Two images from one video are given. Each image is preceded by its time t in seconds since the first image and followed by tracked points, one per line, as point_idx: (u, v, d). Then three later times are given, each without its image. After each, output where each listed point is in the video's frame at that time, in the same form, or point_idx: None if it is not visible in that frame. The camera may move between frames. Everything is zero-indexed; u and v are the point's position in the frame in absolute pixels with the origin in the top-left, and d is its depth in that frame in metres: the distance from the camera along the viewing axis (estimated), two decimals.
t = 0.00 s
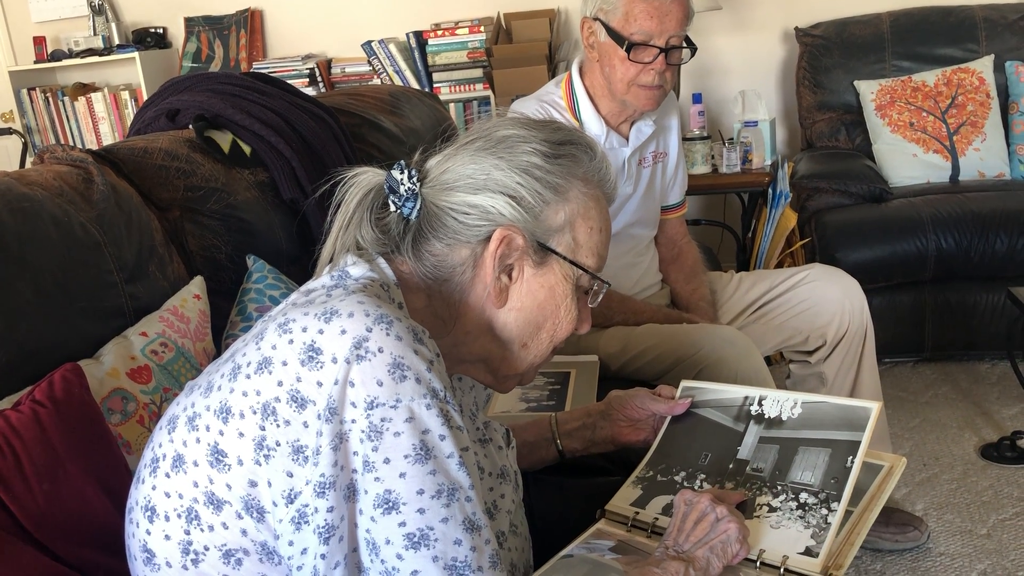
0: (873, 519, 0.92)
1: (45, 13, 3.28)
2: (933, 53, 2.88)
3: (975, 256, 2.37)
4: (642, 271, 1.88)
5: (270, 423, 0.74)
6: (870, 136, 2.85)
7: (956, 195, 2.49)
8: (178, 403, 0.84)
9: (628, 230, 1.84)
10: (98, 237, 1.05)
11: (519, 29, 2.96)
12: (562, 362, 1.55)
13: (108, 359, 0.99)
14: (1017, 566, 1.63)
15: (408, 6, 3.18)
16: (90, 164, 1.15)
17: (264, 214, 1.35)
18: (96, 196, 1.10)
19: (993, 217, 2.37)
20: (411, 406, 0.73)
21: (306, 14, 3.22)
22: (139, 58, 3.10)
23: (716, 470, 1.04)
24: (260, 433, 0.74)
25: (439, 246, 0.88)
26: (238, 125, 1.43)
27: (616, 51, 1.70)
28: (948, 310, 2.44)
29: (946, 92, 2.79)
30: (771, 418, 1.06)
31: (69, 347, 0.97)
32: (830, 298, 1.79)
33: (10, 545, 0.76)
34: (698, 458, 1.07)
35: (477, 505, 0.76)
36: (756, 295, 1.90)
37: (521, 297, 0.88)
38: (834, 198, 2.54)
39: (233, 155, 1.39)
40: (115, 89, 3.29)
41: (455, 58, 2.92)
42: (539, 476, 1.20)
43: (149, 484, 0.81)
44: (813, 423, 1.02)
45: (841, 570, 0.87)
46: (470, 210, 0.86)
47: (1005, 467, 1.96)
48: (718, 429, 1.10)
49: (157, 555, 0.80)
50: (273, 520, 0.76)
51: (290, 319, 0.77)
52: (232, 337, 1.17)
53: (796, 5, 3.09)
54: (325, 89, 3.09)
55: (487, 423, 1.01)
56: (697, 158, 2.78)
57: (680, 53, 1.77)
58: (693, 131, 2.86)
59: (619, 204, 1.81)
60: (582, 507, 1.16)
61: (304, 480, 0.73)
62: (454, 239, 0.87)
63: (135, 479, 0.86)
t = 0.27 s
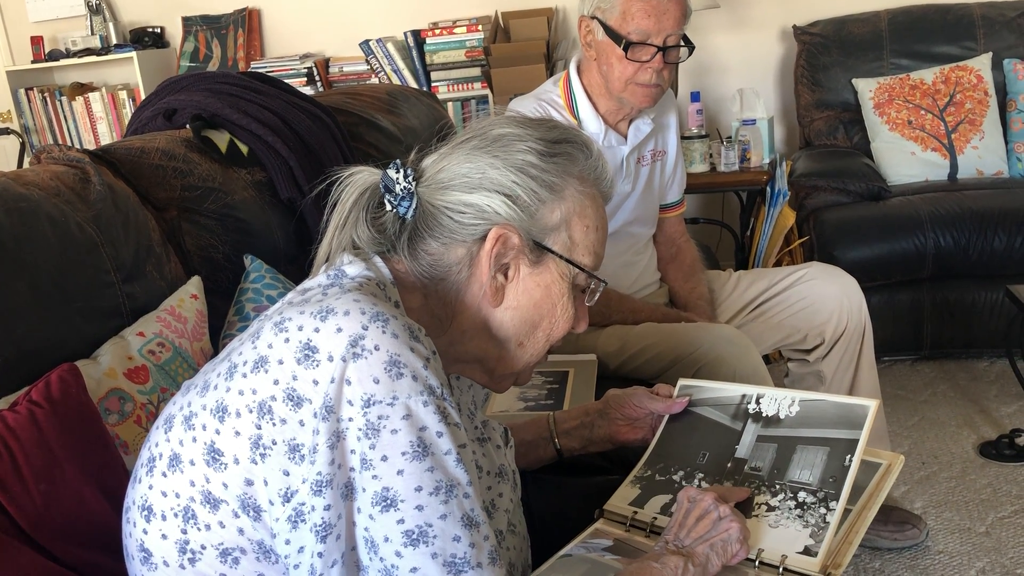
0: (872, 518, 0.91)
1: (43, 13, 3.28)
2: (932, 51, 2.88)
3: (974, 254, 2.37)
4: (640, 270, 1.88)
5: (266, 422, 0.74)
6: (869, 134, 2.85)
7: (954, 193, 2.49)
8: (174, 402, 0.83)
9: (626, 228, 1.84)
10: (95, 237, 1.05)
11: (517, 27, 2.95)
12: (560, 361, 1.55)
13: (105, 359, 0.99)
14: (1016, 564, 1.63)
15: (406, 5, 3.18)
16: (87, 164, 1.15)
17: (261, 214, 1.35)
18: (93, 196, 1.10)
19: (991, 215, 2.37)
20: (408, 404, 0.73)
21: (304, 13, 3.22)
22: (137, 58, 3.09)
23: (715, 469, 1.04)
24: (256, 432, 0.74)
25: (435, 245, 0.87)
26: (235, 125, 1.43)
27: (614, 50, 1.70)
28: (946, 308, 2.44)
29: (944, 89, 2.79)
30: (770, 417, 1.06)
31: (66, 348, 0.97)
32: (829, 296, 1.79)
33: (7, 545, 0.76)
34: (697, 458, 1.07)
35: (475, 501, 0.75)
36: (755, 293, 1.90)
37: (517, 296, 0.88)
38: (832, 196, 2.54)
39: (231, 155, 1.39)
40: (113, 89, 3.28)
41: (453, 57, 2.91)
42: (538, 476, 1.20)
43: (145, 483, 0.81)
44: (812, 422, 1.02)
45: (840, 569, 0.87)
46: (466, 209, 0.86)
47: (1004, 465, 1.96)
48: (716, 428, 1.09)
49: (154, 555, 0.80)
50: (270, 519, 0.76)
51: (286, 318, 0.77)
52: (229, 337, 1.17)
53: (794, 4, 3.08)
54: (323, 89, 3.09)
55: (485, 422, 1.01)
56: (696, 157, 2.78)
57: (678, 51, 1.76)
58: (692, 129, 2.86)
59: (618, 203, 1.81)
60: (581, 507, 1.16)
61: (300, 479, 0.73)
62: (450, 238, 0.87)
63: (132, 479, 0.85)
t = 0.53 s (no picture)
0: (872, 518, 0.91)
1: (42, 13, 3.28)
2: (931, 50, 2.88)
3: (973, 253, 2.37)
4: (640, 269, 1.88)
5: (264, 417, 0.74)
6: (868, 133, 2.85)
7: (953, 192, 2.49)
8: (173, 401, 0.84)
9: (625, 228, 1.84)
10: (94, 237, 1.05)
11: (516, 27, 2.95)
12: (560, 360, 1.55)
13: (105, 360, 0.99)
14: (1016, 563, 1.63)
15: (405, 4, 3.18)
16: (86, 164, 1.15)
17: (261, 214, 1.35)
18: (93, 196, 1.10)
19: (991, 214, 2.37)
20: (406, 397, 0.73)
21: (303, 13, 3.21)
22: (136, 58, 3.09)
23: (716, 470, 1.04)
24: (254, 428, 0.74)
25: (432, 243, 0.88)
26: (234, 125, 1.43)
27: (614, 49, 1.70)
28: (946, 307, 2.44)
29: (944, 89, 2.79)
30: (771, 418, 1.06)
31: (66, 348, 0.97)
32: (828, 295, 1.79)
33: (8, 546, 0.76)
34: (697, 458, 1.07)
35: (476, 494, 0.75)
36: (754, 292, 1.90)
37: (515, 293, 0.88)
38: (831, 196, 2.54)
39: (230, 154, 1.39)
40: (112, 89, 3.28)
41: (452, 57, 2.91)
42: (538, 475, 1.20)
43: (144, 481, 0.81)
44: (813, 424, 1.02)
45: (840, 569, 0.87)
46: (463, 207, 0.86)
47: (1004, 464, 1.96)
48: (717, 429, 1.09)
49: (153, 552, 0.80)
50: (269, 515, 0.76)
51: (283, 314, 0.77)
52: (229, 337, 1.17)
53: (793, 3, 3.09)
54: (322, 89, 3.09)
55: (485, 420, 1.01)
56: (695, 156, 2.78)
57: (677, 51, 1.76)
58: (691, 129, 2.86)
59: (617, 202, 1.81)
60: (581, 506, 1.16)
61: (299, 474, 0.73)
62: (447, 236, 0.87)
63: (132, 477, 0.86)
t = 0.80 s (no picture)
0: (872, 517, 0.91)
1: (44, 13, 3.28)
2: (932, 50, 2.88)
3: (974, 253, 2.37)
4: (641, 268, 1.88)
5: (262, 412, 0.74)
6: (869, 133, 2.85)
7: (954, 192, 2.49)
8: (173, 398, 0.84)
9: (626, 227, 1.84)
10: (96, 236, 1.05)
11: (517, 27, 2.95)
12: (560, 360, 1.55)
13: (107, 359, 0.99)
14: (1017, 562, 1.63)
15: (406, 4, 3.18)
16: (88, 164, 1.15)
17: (262, 214, 1.35)
18: (94, 196, 1.10)
19: (991, 214, 2.37)
20: (403, 391, 0.73)
21: (304, 13, 3.22)
22: (138, 58, 3.09)
23: (716, 469, 1.04)
24: (253, 422, 0.74)
25: (430, 239, 0.88)
26: (236, 125, 1.43)
27: (615, 49, 1.70)
28: (947, 307, 2.44)
29: (945, 88, 2.79)
30: (771, 417, 1.06)
31: (68, 347, 0.97)
32: (829, 295, 1.79)
33: (9, 545, 0.76)
34: (697, 457, 1.07)
35: (472, 487, 0.75)
36: (756, 292, 1.90)
37: (512, 289, 0.88)
38: (832, 195, 2.54)
39: (232, 154, 1.39)
40: (113, 88, 3.28)
41: (453, 57, 2.91)
42: (538, 475, 1.20)
43: (145, 478, 0.81)
44: (812, 422, 1.02)
45: (841, 567, 0.87)
46: (461, 203, 0.86)
47: (1005, 464, 1.96)
48: (716, 428, 1.09)
49: (153, 549, 0.80)
50: (268, 510, 0.76)
51: (282, 310, 0.77)
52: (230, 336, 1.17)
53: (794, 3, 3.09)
54: (323, 89, 3.09)
55: (486, 419, 1.01)
56: (696, 156, 2.78)
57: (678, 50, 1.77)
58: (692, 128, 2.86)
59: (618, 202, 1.81)
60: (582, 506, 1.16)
61: (298, 468, 0.73)
62: (445, 232, 0.87)
63: (132, 475, 0.86)
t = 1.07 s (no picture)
0: (872, 518, 0.91)
1: (45, 14, 3.28)
2: (932, 51, 2.88)
3: (975, 254, 2.37)
4: (642, 269, 1.88)
5: (262, 411, 0.74)
6: (869, 133, 2.85)
7: (954, 192, 2.49)
8: (174, 398, 0.84)
9: (627, 228, 1.84)
10: (97, 237, 1.05)
11: (518, 27, 2.95)
12: (560, 360, 1.55)
13: (108, 360, 0.99)
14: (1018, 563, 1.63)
15: (406, 5, 3.18)
16: (88, 165, 1.15)
17: (263, 215, 1.35)
18: (95, 197, 1.10)
19: (992, 215, 2.37)
20: (402, 390, 0.73)
21: (305, 14, 3.22)
22: (139, 58, 3.09)
23: (716, 470, 1.04)
24: (253, 421, 0.74)
25: (429, 239, 0.88)
26: (237, 125, 1.43)
27: (616, 50, 1.70)
28: (947, 307, 2.44)
29: (945, 89, 2.79)
30: (771, 418, 1.06)
31: (68, 348, 0.97)
32: (830, 296, 1.79)
33: (10, 546, 0.76)
34: (697, 458, 1.07)
35: (469, 487, 0.75)
36: (757, 292, 1.90)
37: (511, 288, 0.88)
38: (833, 196, 2.54)
39: (232, 155, 1.39)
40: (114, 89, 3.28)
41: (454, 57, 2.91)
42: (538, 476, 1.20)
43: (145, 478, 0.81)
44: (812, 423, 1.02)
45: (841, 568, 0.87)
46: (459, 202, 0.86)
47: (1006, 465, 1.96)
48: (716, 428, 1.09)
49: (153, 548, 0.80)
50: (268, 508, 0.76)
51: (281, 309, 0.78)
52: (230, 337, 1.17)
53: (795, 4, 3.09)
54: (324, 89, 3.09)
55: (485, 419, 1.01)
56: (697, 157, 2.78)
57: (679, 51, 1.77)
58: (692, 129, 2.86)
59: (618, 202, 1.81)
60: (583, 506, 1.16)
61: (298, 467, 0.73)
62: (444, 231, 0.87)
63: (133, 475, 0.86)
